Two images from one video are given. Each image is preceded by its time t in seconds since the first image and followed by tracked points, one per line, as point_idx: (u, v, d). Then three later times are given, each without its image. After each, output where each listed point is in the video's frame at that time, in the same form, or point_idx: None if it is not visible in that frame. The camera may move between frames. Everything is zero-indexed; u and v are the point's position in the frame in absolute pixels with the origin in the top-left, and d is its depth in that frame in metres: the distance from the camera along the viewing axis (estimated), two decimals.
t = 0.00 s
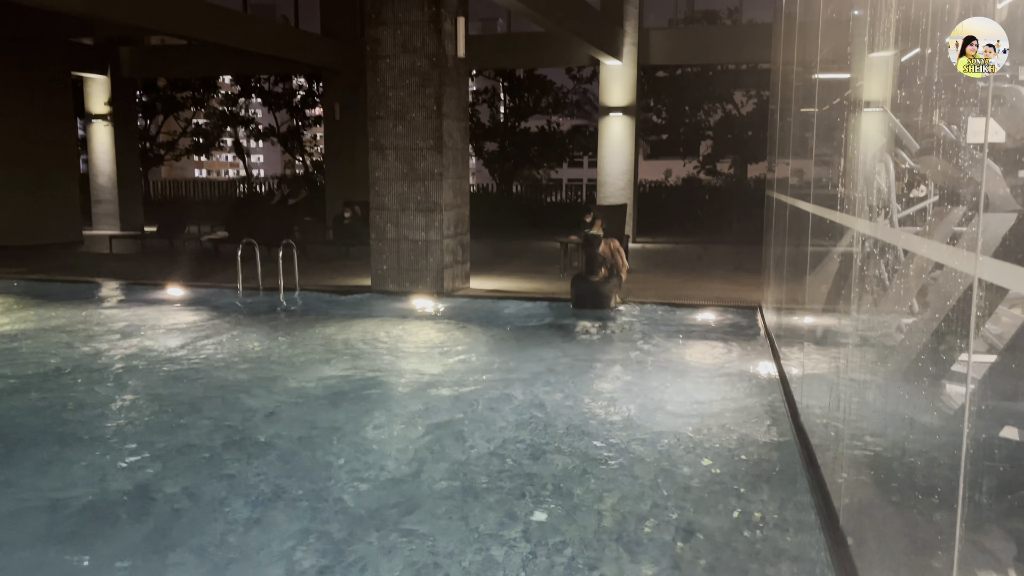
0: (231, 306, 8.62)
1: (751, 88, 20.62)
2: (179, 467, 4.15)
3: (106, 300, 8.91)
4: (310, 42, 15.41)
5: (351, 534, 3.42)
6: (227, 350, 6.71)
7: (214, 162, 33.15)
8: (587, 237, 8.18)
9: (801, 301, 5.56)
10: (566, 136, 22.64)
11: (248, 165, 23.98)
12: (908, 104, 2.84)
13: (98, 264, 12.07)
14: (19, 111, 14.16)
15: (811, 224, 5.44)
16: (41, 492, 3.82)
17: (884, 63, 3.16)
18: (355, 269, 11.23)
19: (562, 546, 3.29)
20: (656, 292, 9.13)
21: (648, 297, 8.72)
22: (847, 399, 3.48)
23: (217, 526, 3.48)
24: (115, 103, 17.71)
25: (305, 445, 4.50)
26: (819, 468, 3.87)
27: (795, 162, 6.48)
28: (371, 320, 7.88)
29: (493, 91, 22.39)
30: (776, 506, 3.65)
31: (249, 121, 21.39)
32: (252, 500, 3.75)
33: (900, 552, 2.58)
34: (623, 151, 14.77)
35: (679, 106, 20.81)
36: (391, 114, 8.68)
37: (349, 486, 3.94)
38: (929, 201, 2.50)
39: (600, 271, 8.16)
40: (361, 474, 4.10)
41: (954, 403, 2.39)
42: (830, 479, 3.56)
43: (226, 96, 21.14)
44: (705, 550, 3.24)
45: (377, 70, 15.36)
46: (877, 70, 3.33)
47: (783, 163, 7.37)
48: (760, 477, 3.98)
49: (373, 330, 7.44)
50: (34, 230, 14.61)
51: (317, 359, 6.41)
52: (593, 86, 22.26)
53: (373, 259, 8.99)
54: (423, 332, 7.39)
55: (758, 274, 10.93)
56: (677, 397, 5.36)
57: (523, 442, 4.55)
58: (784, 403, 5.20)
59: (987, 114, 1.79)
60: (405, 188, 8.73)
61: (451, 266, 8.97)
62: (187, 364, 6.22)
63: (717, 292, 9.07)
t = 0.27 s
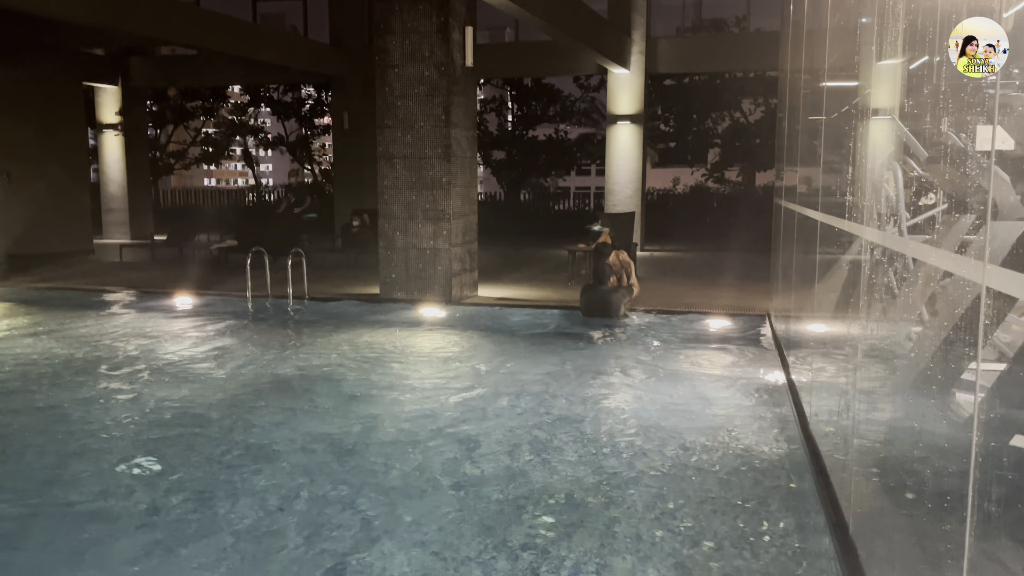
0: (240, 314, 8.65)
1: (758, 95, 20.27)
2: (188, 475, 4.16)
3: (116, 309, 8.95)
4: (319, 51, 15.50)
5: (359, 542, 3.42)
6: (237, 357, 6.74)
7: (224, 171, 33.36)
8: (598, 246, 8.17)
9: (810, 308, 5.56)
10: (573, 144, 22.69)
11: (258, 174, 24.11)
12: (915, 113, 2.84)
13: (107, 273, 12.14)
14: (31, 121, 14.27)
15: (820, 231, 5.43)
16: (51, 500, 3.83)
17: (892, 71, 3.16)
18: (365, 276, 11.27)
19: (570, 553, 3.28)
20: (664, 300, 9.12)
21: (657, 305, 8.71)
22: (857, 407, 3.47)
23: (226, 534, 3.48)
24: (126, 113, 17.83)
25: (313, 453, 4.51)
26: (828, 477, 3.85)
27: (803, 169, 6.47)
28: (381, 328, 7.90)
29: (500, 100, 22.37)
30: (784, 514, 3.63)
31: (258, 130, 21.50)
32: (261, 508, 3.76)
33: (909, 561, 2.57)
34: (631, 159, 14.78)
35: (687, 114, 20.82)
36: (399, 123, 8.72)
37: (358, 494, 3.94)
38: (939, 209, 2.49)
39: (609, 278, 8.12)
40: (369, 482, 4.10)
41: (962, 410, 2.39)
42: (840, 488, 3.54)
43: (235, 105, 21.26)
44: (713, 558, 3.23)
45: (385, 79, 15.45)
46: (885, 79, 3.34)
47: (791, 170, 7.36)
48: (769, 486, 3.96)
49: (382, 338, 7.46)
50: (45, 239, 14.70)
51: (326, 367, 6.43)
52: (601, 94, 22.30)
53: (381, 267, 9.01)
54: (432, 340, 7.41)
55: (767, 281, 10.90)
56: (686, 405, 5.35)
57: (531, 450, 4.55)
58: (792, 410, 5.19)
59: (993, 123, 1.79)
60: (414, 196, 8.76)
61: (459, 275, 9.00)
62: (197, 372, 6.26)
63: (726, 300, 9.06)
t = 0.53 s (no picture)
0: (253, 321, 8.70)
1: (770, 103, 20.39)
2: (202, 481, 4.19)
3: (130, 315, 9.02)
4: (332, 60, 15.61)
5: (372, 548, 3.43)
6: (250, 364, 6.77)
7: (238, 179, 33.57)
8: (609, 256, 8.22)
9: (823, 315, 5.54)
10: (585, 152, 22.72)
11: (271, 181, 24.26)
12: (927, 120, 2.84)
13: (122, 279, 12.24)
14: (48, 130, 14.42)
15: (832, 239, 5.42)
16: (67, 504, 3.87)
17: (904, 78, 3.16)
18: (376, 283, 11.31)
19: (582, 560, 3.29)
20: (676, 307, 9.11)
21: (669, 312, 8.70)
22: (870, 414, 3.46)
23: (240, 539, 3.51)
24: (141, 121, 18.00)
25: (326, 459, 4.54)
26: (841, 484, 3.84)
27: (816, 176, 6.47)
28: (393, 335, 7.93)
29: (512, 108, 22.44)
30: (798, 522, 3.62)
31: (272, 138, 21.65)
32: (275, 513, 3.79)
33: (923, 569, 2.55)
34: (642, 167, 14.78)
35: (699, 121, 20.80)
36: (411, 131, 8.76)
37: (371, 500, 3.96)
38: (952, 215, 2.48)
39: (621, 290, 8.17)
40: (381, 488, 4.11)
41: (977, 417, 2.38)
42: (853, 495, 3.53)
43: (249, 114, 21.41)
44: (725, 565, 3.23)
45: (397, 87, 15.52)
46: (897, 86, 3.34)
47: (804, 178, 7.36)
48: (782, 493, 3.95)
49: (394, 345, 7.49)
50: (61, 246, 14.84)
51: (338, 374, 6.46)
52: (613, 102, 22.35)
53: (393, 274, 9.05)
54: (444, 346, 7.43)
55: (779, 288, 10.88)
56: (698, 413, 5.34)
57: (543, 457, 4.55)
58: (805, 418, 5.17)
59: (1007, 128, 1.79)
60: (425, 204, 8.80)
61: (470, 282, 9.02)
62: (211, 378, 6.30)
63: (738, 308, 9.04)
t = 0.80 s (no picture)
0: (265, 327, 8.73)
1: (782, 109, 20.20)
2: (213, 487, 4.20)
3: (143, 321, 9.07)
4: (343, 68, 15.69)
5: (382, 552, 3.45)
6: (262, 369, 6.81)
7: (250, 185, 33.77)
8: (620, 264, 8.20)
9: (835, 322, 5.52)
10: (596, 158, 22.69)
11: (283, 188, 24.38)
12: (940, 125, 2.83)
13: (135, 285, 12.32)
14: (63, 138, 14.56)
15: (844, 244, 5.40)
16: (80, 509, 3.89)
17: (917, 82, 3.16)
18: (387, 289, 11.35)
19: (592, 566, 3.28)
20: (687, 314, 9.09)
21: (680, 319, 8.68)
22: (882, 421, 3.44)
23: (250, 544, 3.52)
24: (155, 128, 18.14)
25: (337, 464, 4.55)
26: (852, 492, 3.82)
27: (828, 182, 6.45)
28: (404, 341, 7.95)
29: (523, 114, 22.49)
30: (809, 529, 3.61)
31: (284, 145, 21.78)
32: (286, 518, 3.81)
33: None
34: (654, 173, 14.77)
35: (710, 128, 20.75)
36: (422, 138, 8.79)
37: (381, 505, 3.97)
38: (966, 221, 2.46)
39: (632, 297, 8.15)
40: (392, 493, 4.13)
41: (989, 424, 2.36)
42: (866, 502, 3.51)
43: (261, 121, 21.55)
44: (735, 571, 3.22)
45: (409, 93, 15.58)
46: (910, 91, 3.33)
47: (815, 184, 7.33)
48: (793, 500, 3.93)
49: (405, 351, 7.49)
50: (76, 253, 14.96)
51: (350, 379, 6.48)
52: (623, 108, 22.41)
53: (404, 280, 9.06)
54: (455, 352, 7.44)
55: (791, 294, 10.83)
56: (708, 419, 5.32)
57: (553, 463, 4.55)
58: (817, 424, 5.15)
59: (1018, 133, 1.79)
60: (436, 210, 8.82)
61: (481, 287, 9.03)
62: (223, 384, 6.33)
63: (750, 314, 9.00)
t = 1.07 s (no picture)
0: (285, 328, 8.79)
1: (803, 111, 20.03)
2: (233, 487, 4.23)
3: (164, 322, 9.16)
4: (364, 70, 15.77)
5: (401, 552, 3.47)
6: (282, 370, 6.86)
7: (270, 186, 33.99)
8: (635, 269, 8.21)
9: (856, 325, 5.47)
10: (615, 160, 22.64)
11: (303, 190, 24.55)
12: (964, 127, 2.80)
13: (157, 285, 12.45)
14: (87, 140, 14.73)
15: (866, 247, 5.36)
16: (101, 508, 3.92)
17: (940, 84, 3.13)
18: (406, 290, 11.39)
19: (610, 568, 3.29)
20: (705, 316, 9.04)
21: (698, 321, 8.65)
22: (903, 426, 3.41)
23: (268, 545, 3.53)
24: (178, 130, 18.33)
25: (356, 464, 4.58)
26: (874, 497, 3.78)
27: (849, 183, 6.40)
28: (423, 342, 7.98)
29: (541, 116, 22.08)
30: (829, 534, 3.58)
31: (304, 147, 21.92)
32: (306, 517, 3.84)
33: None
34: (673, 175, 14.71)
35: (730, 129, 20.64)
36: (441, 140, 8.81)
37: (399, 507, 3.98)
38: (990, 224, 2.43)
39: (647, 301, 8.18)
40: (410, 494, 4.15)
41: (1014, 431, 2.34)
42: (886, 507, 3.48)
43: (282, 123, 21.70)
44: None
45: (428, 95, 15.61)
46: (932, 93, 3.31)
47: (836, 186, 7.28)
48: (813, 504, 3.91)
49: (423, 352, 7.52)
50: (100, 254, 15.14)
51: (368, 380, 6.52)
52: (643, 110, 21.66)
53: (422, 281, 9.09)
54: (474, 354, 7.46)
55: (811, 297, 10.75)
56: (727, 422, 5.30)
57: (571, 466, 4.55)
58: (837, 428, 5.11)
59: None
60: (455, 212, 8.84)
61: (499, 289, 9.04)
62: (244, 383, 6.39)
63: (769, 316, 8.96)
